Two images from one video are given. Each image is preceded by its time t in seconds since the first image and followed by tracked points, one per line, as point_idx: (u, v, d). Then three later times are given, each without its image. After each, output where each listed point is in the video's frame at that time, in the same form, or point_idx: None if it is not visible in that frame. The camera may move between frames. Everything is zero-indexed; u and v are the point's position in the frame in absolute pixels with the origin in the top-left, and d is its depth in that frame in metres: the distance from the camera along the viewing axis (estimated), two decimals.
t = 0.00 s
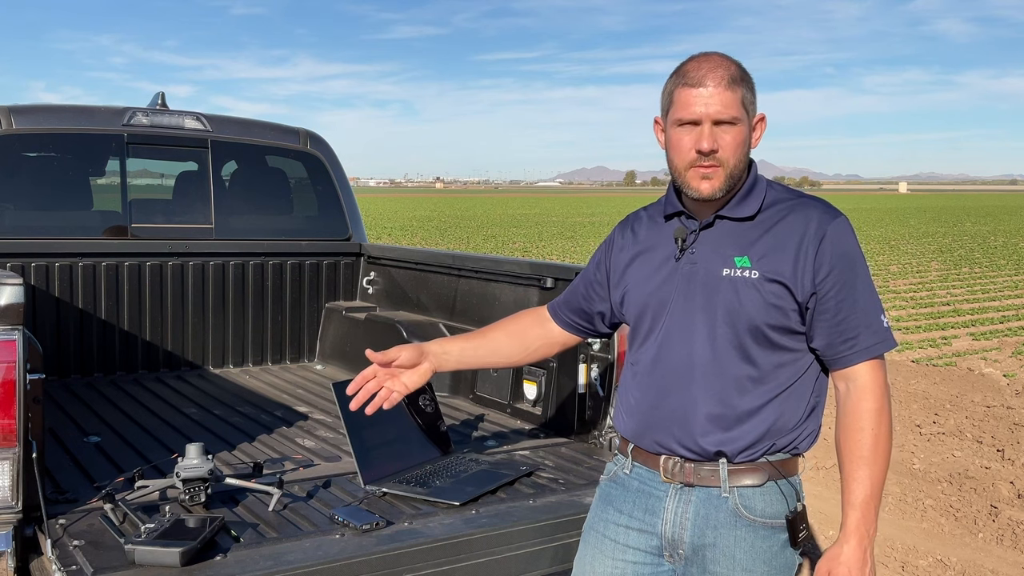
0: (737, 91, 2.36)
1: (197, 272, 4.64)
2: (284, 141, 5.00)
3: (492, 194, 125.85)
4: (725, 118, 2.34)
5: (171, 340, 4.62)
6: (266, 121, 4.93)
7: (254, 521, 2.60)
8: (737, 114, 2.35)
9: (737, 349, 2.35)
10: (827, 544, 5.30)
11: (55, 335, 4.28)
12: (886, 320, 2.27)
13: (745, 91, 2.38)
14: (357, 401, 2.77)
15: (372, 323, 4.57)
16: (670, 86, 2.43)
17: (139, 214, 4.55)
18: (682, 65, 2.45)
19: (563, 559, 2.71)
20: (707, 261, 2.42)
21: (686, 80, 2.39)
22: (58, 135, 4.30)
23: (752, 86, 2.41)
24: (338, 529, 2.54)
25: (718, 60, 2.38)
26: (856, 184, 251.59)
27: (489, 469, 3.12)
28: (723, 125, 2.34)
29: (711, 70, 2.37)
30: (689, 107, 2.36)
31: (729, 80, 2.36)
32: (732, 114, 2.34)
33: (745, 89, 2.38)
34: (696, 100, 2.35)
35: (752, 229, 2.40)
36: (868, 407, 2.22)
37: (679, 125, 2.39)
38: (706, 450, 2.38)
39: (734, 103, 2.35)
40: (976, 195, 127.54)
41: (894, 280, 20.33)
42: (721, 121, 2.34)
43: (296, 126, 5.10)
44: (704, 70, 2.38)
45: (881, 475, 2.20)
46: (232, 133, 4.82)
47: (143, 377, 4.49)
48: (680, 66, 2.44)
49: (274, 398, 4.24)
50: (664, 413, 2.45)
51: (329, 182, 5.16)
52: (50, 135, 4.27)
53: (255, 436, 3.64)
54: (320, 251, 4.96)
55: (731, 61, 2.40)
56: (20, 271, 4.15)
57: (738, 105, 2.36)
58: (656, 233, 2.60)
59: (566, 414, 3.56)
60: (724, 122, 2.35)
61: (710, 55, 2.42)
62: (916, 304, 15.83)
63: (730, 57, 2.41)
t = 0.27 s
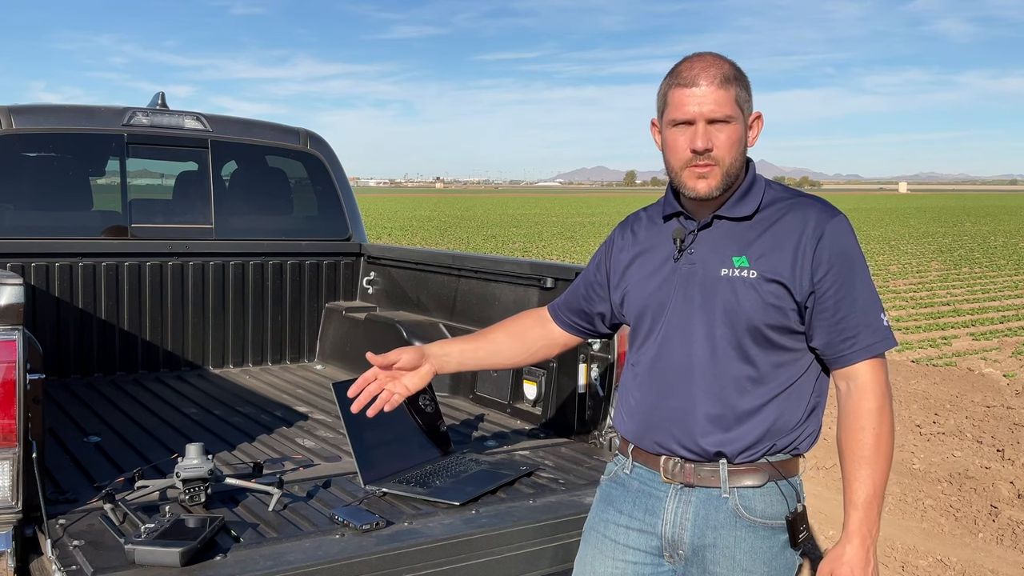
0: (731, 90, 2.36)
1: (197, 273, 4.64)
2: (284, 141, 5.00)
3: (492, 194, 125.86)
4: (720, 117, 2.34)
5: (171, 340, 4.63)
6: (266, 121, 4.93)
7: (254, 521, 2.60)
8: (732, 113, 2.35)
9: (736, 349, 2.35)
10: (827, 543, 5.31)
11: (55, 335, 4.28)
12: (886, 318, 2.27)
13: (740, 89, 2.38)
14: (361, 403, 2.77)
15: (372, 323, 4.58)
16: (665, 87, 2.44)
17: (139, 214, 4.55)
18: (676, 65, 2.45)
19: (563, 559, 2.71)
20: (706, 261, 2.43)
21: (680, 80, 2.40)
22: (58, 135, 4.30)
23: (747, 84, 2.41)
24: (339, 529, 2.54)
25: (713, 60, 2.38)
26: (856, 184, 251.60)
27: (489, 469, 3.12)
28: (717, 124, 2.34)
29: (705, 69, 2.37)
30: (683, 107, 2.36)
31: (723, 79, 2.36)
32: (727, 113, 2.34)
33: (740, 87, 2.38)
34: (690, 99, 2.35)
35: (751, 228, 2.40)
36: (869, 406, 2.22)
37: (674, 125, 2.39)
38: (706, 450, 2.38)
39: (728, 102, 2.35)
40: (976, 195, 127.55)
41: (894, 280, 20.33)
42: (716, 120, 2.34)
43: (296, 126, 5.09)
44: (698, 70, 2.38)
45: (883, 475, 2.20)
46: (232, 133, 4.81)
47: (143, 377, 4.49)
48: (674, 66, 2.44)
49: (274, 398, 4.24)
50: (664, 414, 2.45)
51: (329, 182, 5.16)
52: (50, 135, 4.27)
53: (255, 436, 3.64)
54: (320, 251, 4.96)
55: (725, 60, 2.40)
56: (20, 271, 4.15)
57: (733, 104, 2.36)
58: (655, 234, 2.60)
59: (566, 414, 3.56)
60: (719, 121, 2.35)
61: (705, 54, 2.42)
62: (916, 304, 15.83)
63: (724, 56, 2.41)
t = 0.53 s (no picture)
0: (730, 89, 2.36)
1: (197, 273, 4.64)
2: (284, 141, 5.00)
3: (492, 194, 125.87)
4: (719, 117, 2.34)
5: (171, 339, 4.63)
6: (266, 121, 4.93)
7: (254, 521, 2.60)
8: (731, 112, 2.35)
9: (736, 349, 2.35)
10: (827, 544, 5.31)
11: (55, 335, 4.28)
12: (885, 318, 2.27)
13: (739, 89, 2.38)
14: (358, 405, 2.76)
15: (373, 323, 4.58)
16: (664, 87, 2.44)
17: (139, 214, 4.55)
18: (675, 65, 2.46)
19: (563, 559, 2.71)
20: (705, 261, 2.43)
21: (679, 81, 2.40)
22: (58, 135, 4.30)
23: (745, 84, 2.41)
24: (339, 529, 2.54)
25: (711, 59, 2.38)
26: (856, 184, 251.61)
27: (489, 469, 3.12)
28: (716, 124, 2.34)
29: (704, 69, 2.37)
30: (682, 107, 2.37)
31: (722, 79, 2.36)
32: (725, 113, 2.34)
33: (739, 86, 2.38)
34: (689, 99, 2.35)
35: (750, 228, 2.40)
36: (867, 407, 2.22)
37: (673, 125, 2.39)
38: (705, 451, 2.38)
39: (727, 102, 2.35)
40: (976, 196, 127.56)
41: (894, 280, 20.33)
42: (715, 120, 2.34)
43: (296, 126, 5.09)
44: (696, 70, 2.38)
45: (880, 476, 2.19)
46: (232, 133, 4.81)
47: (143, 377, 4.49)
48: (673, 66, 2.44)
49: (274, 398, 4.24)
50: (664, 414, 2.45)
51: (329, 182, 5.16)
52: (50, 135, 4.27)
53: (255, 436, 3.64)
54: (320, 251, 4.96)
55: (723, 59, 2.40)
56: (20, 271, 4.15)
57: (731, 103, 2.36)
58: (655, 234, 2.60)
59: (566, 414, 3.56)
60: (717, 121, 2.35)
61: (704, 54, 2.42)
62: (916, 304, 15.83)
63: (723, 56, 2.41)
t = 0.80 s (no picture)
0: (727, 89, 2.36)
1: (196, 273, 4.64)
2: (284, 141, 5.00)
3: (492, 194, 125.88)
4: (716, 117, 2.34)
5: (171, 340, 4.63)
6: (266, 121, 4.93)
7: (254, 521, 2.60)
8: (728, 112, 2.35)
9: (734, 349, 2.35)
10: (828, 543, 5.32)
11: (55, 335, 4.28)
12: (884, 318, 2.27)
13: (736, 88, 2.38)
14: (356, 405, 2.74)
15: (372, 323, 4.58)
16: (661, 87, 2.44)
17: (139, 214, 4.55)
18: (672, 65, 2.46)
19: (563, 559, 2.71)
20: (703, 261, 2.43)
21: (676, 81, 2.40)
22: (58, 135, 4.29)
23: (742, 83, 2.41)
24: (339, 529, 2.54)
25: (707, 59, 2.38)
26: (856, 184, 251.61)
27: (489, 469, 3.12)
28: (713, 124, 2.35)
29: (700, 69, 2.37)
30: (679, 107, 2.37)
31: (719, 78, 2.36)
32: (722, 112, 2.34)
33: (736, 86, 2.38)
34: (686, 99, 2.35)
35: (748, 228, 2.40)
36: (867, 407, 2.22)
37: (670, 126, 2.39)
38: (703, 451, 2.38)
39: (724, 101, 2.35)
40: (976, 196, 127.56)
41: (894, 280, 20.33)
42: (712, 120, 2.34)
43: (296, 126, 5.09)
44: (693, 70, 2.38)
45: (880, 476, 2.20)
46: (232, 133, 4.81)
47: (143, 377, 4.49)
48: (670, 67, 2.44)
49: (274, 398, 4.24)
50: (662, 415, 2.45)
51: (329, 182, 5.16)
52: (50, 135, 4.27)
53: (255, 436, 3.64)
54: (320, 251, 4.96)
55: (720, 59, 2.40)
56: (20, 271, 4.15)
57: (729, 103, 2.36)
58: (653, 234, 2.60)
59: (566, 414, 3.56)
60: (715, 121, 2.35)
61: (700, 54, 2.42)
62: (916, 304, 15.83)
63: (719, 56, 2.41)
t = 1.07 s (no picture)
0: (718, 92, 2.36)
1: (196, 273, 4.64)
2: (284, 141, 5.00)
3: (492, 194, 125.89)
4: (707, 120, 2.34)
5: (171, 340, 4.62)
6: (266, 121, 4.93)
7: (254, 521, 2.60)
8: (719, 114, 2.35)
9: (726, 351, 2.35)
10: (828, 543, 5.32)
11: (55, 334, 4.28)
12: (876, 320, 2.27)
13: (726, 91, 2.37)
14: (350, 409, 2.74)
15: (373, 323, 4.58)
16: (652, 90, 2.43)
17: (139, 214, 4.55)
18: (663, 68, 2.45)
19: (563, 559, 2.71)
20: (695, 263, 2.42)
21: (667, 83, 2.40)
22: (58, 135, 4.29)
23: (732, 85, 2.40)
24: (339, 529, 2.54)
25: (698, 62, 2.38)
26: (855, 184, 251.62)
27: (489, 469, 3.12)
28: (704, 126, 2.34)
29: (691, 72, 2.37)
30: (670, 110, 2.36)
31: (709, 81, 2.35)
32: (712, 115, 2.34)
33: (726, 88, 2.37)
34: (677, 102, 2.35)
35: (739, 230, 2.40)
36: (860, 409, 2.22)
37: (661, 128, 2.39)
38: (696, 454, 2.38)
39: (715, 104, 2.34)
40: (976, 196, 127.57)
41: (894, 280, 20.33)
42: (703, 123, 2.34)
43: (296, 126, 5.09)
44: (683, 72, 2.38)
45: (875, 478, 2.20)
46: (232, 133, 4.81)
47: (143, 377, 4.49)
48: (661, 69, 2.44)
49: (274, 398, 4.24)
50: (655, 417, 2.45)
51: (328, 182, 5.16)
52: (50, 135, 4.27)
53: (255, 436, 3.64)
54: (320, 251, 4.96)
55: (711, 61, 2.40)
56: (20, 271, 4.15)
57: (719, 106, 2.35)
58: (645, 235, 2.60)
59: (566, 414, 3.56)
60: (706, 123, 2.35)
61: (691, 57, 2.41)
62: (916, 304, 15.83)
63: (710, 58, 2.41)
